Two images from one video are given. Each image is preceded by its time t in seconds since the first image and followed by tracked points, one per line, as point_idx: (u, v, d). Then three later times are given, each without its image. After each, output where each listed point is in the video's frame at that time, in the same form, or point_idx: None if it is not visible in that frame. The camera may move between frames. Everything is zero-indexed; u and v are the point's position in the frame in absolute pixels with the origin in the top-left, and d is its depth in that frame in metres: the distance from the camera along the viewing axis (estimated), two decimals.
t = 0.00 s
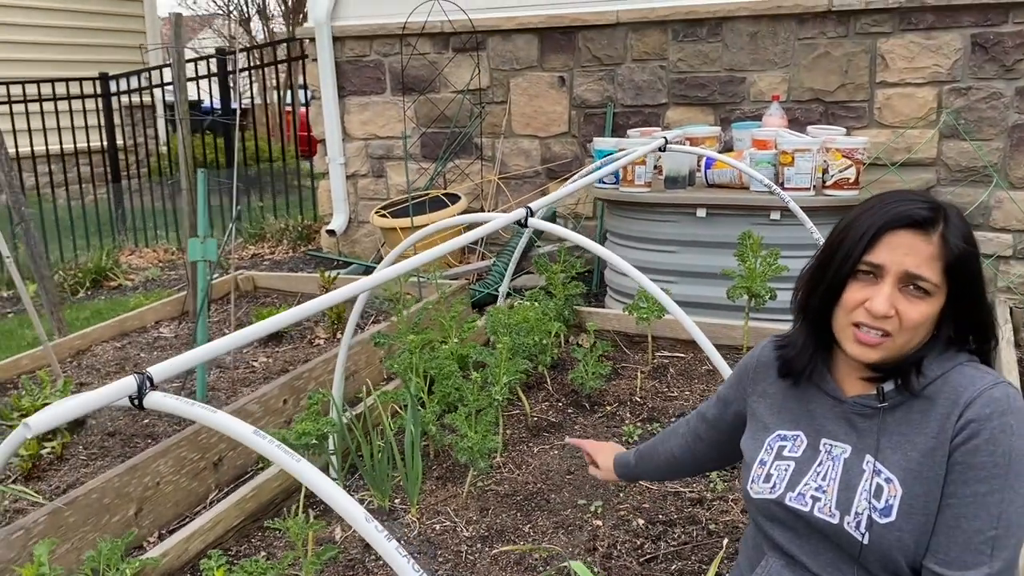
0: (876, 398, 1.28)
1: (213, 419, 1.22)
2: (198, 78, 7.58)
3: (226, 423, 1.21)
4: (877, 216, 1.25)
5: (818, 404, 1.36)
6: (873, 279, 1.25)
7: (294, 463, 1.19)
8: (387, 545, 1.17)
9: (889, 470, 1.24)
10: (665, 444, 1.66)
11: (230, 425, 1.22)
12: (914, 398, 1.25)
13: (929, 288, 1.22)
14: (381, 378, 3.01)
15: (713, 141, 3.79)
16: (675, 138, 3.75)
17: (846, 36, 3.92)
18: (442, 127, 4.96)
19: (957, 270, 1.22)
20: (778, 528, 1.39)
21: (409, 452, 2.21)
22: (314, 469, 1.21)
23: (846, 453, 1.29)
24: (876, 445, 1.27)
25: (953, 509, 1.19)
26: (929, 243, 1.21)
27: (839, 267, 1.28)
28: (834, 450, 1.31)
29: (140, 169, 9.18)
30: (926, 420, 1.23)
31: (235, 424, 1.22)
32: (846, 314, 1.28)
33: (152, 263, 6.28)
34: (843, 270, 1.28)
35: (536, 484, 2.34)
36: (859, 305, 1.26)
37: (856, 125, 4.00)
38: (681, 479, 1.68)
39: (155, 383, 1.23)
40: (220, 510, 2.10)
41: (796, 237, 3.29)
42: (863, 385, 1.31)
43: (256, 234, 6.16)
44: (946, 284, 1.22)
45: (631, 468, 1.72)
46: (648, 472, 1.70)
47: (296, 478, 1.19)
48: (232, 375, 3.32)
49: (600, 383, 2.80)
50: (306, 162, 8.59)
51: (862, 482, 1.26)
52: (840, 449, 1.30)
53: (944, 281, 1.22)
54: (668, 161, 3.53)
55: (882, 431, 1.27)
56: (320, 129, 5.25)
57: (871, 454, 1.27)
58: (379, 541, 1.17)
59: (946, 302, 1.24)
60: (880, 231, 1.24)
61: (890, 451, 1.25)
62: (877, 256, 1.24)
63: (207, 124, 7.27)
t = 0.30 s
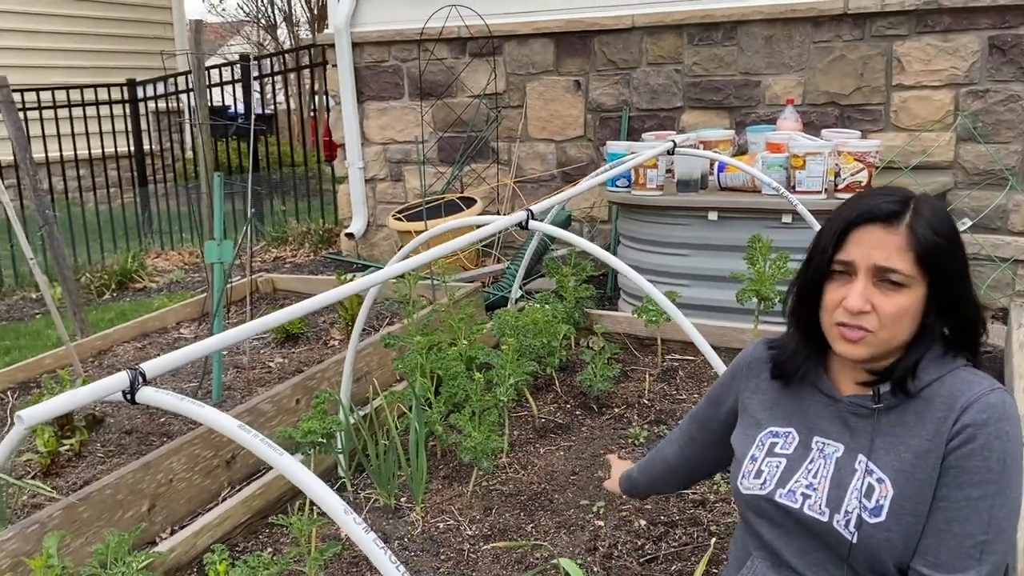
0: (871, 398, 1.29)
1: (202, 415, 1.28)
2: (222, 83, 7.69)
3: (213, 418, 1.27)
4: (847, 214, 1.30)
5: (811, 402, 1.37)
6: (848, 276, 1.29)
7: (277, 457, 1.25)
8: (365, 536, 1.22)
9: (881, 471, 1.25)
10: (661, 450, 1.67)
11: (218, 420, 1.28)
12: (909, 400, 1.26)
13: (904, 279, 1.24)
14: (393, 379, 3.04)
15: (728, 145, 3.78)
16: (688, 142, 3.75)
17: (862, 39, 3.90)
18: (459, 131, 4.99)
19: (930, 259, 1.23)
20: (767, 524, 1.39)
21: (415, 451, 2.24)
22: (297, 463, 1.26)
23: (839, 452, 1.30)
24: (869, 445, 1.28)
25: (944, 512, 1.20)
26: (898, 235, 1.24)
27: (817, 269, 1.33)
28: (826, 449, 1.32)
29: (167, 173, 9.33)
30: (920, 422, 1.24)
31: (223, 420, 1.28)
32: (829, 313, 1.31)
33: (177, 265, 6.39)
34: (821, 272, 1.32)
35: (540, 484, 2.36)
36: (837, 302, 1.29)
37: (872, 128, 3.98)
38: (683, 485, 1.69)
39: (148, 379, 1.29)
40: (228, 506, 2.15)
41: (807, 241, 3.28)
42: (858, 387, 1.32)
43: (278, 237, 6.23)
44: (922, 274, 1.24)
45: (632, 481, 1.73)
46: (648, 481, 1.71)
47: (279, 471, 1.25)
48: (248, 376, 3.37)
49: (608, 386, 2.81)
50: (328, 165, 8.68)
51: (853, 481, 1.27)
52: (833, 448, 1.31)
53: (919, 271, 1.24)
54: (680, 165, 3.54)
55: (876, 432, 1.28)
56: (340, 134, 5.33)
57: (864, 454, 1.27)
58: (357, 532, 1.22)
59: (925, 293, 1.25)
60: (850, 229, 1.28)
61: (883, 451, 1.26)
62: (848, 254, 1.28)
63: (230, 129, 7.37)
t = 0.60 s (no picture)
0: (882, 400, 1.29)
1: (205, 406, 1.32)
2: (246, 87, 7.79)
3: (216, 410, 1.31)
4: (853, 216, 1.30)
5: (820, 401, 1.37)
6: (853, 278, 1.29)
7: (276, 448, 1.29)
8: (359, 526, 1.25)
9: (890, 472, 1.24)
10: (662, 448, 1.67)
11: (221, 413, 1.31)
12: (919, 401, 1.26)
13: (908, 282, 1.24)
14: (408, 379, 3.07)
15: (746, 145, 3.75)
16: (706, 143, 3.74)
17: (882, 39, 3.88)
18: (479, 133, 5.01)
19: (936, 261, 1.23)
20: (773, 523, 1.39)
21: (427, 450, 2.27)
22: (295, 455, 1.30)
23: (848, 452, 1.30)
24: (878, 446, 1.27)
25: (951, 513, 1.19)
26: (903, 238, 1.24)
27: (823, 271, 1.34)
28: (835, 449, 1.31)
29: (192, 175, 9.45)
30: (929, 424, 1.24)
31: (225, 412, 1.32)
32: (833, 314, 1.32)
33: (202, 266, 6.47)
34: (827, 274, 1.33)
35: (551, 483, 2.37)
36: (842, 303, 1.30)
37: (893, 129, 3.96)
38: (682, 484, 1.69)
39: (155, 372, 1.33)
40: (242, 502, 2.19)
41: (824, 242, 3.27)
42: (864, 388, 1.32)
43: (301, 238, 6.28)
44: (927, 277, 1.24)
45: (631, 480, 1.73)
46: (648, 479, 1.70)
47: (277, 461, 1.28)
48: (267, 374, 3.42)
49: (621, 386, 2.81)
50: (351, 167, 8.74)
51: (861, 481, 1.27)
52: (841, 449, 1.31)
53: (924, 273, 1.24)
54: (696, 166, 3.53)
55: (885, 433, 1.27)
56: (361, 136, 5.38)
57: (872, 455, 1.27)
58: (351, 522, 1.25)
59: (931, 296, 1.25)
60: (856, 230, 1.29)
61: (892, 453, 1.25)
62: (854, 255, 1.29)
63: (254, 132, 7.46)
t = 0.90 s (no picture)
0: (902, 402, 1.29)
1: (221, 401, 1.34)
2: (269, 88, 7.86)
3: (231, 405, 1.33)
4: (859, 216, 1.31)
5: (838, 404, 1.37)
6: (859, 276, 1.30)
7: (290, 442, 1.32)
8: (370, 519, 1.27)
9: (908, 474, 1.24)
10: (680, 451, 1.67)
11: (237, 407, 1.34)
12: (941, 404, 1.25)
13: (911, 279, 1.24)
14: (427, 378, 3.09)
15: (766, 146, 3.74)
16: (726, 143, 3.73)
17: (905, 39, 3.86)
18: (499, 134, 5.03)
19: (939, 259, 1.22)
20: (790, 525, 1.39)
21: (444, 448, 2.29)
22: (308, 448, 1.32)
23: (866, 455, 1.30)
24: (897, 449, 1.27)
25: (970, 516, 1.20)
26: (904, 235, 1.24)
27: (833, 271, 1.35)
28: (853, 452, 1.31)
29: (217, 176, 9.56)
30: (949, 427, 1.23)
31: (241, 407, 1.34)
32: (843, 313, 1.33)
33: (226, 266, 6.55)
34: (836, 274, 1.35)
35: (568, 482, 2.38)
36: (849, 302, 1.31)
37: (915, 129, 3.93)
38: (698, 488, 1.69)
39: (174, 368, 1.36)
40: (262, 498, 2.23)
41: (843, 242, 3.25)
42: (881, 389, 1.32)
43: (323, 238, 6.33)
44: (931, 274, 1.23)
45: (646, 485, 1.72)
46: (664, 483, 1.70)
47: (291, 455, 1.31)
48: (289, 373, 3.46)
49: (639, 386, 2.81)
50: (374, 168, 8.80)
51: (880, 484, 1.26)
52: (860, 451, 1.31)
53: (927, 269, 1.23)
54: (716, 167, 3.52)
55: (905, 436, 1.27)
56: (382, 137, 5.42)
57: (891, 458, 1.27)
58: (363, 515, 1.27)
59: (936, 293, 1.24)
60: (862, 229, 1.30)
61: (911, 455, 1.25)
62: (859, 254, 1.30)
63: (277, 133, 7.53)
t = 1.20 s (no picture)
0: (920, 404, 1.29)
1: (240, 399, 1.37)
2: (291, 90, 7.92)
3: (250, 402, 1.36)
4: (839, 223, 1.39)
5: (856, 401, 1.36)
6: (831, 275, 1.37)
7: (307, 439, 1.34)
8: (386, 516, 1.29)
9: (926, 476, 1.25)
10: (667, 388, 1.66)
11: (256, 405, 1.36)
12: (960, 406, 1.26)
13: (850, 269, 1.28)
14: (445, 377, 3.11)
15: (785, 147, 3.73)
16: (745, 144, 3.72)
17: (927, 39, 3.84)
18: (518, 134, 5.04)
19: (872, 249, 1.25)
20: (806, 521, 1.38)
21: (461, 448, 2.32)
22: (325, 446, 1.34)
23: (884, 454, 1.30)
24: (915, 450, 1.27)
25: (986, 520, 1.21)
26: (847, 231, 1.31)
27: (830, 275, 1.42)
28: (871, 450, 1.31)
29: (239, 176, 9.65)
30: (968, 430, 1.24)
31: (259, 405, 1.37)
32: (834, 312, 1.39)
33: (247, 266, 6.61)
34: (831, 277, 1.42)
35: (584, 482, 2.38)
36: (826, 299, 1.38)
37: (937, 130, 3.91)
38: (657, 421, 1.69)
39: (194, 366, 1.39)
40: (281, 496, 2.26)
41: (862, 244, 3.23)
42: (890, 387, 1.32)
43: (343, 238, 6.37)
44: (866, 264, 1.26)
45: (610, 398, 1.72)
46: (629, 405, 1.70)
47: (308, 452, 1.33)
48: (308, 372, 3.49)
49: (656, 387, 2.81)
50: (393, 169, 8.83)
51: (897, 484, 1.27)
52: (878, 450, 1.31)
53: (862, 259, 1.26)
54: (735, 168, 3.52)
55: (923, 437, 1.27)
56: (402, 138, 5.46)
57: (909, 458, 1.27)
58: (378, 512, 1.29)
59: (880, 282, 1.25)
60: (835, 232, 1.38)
61: (929, 456, 1.26)
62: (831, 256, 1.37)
63: (298, 134, 7.59)
